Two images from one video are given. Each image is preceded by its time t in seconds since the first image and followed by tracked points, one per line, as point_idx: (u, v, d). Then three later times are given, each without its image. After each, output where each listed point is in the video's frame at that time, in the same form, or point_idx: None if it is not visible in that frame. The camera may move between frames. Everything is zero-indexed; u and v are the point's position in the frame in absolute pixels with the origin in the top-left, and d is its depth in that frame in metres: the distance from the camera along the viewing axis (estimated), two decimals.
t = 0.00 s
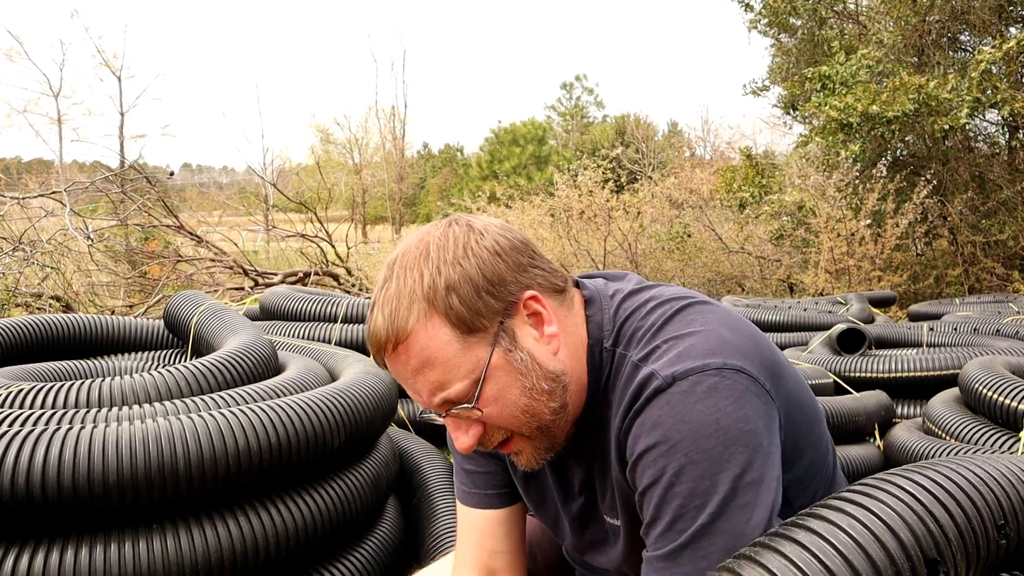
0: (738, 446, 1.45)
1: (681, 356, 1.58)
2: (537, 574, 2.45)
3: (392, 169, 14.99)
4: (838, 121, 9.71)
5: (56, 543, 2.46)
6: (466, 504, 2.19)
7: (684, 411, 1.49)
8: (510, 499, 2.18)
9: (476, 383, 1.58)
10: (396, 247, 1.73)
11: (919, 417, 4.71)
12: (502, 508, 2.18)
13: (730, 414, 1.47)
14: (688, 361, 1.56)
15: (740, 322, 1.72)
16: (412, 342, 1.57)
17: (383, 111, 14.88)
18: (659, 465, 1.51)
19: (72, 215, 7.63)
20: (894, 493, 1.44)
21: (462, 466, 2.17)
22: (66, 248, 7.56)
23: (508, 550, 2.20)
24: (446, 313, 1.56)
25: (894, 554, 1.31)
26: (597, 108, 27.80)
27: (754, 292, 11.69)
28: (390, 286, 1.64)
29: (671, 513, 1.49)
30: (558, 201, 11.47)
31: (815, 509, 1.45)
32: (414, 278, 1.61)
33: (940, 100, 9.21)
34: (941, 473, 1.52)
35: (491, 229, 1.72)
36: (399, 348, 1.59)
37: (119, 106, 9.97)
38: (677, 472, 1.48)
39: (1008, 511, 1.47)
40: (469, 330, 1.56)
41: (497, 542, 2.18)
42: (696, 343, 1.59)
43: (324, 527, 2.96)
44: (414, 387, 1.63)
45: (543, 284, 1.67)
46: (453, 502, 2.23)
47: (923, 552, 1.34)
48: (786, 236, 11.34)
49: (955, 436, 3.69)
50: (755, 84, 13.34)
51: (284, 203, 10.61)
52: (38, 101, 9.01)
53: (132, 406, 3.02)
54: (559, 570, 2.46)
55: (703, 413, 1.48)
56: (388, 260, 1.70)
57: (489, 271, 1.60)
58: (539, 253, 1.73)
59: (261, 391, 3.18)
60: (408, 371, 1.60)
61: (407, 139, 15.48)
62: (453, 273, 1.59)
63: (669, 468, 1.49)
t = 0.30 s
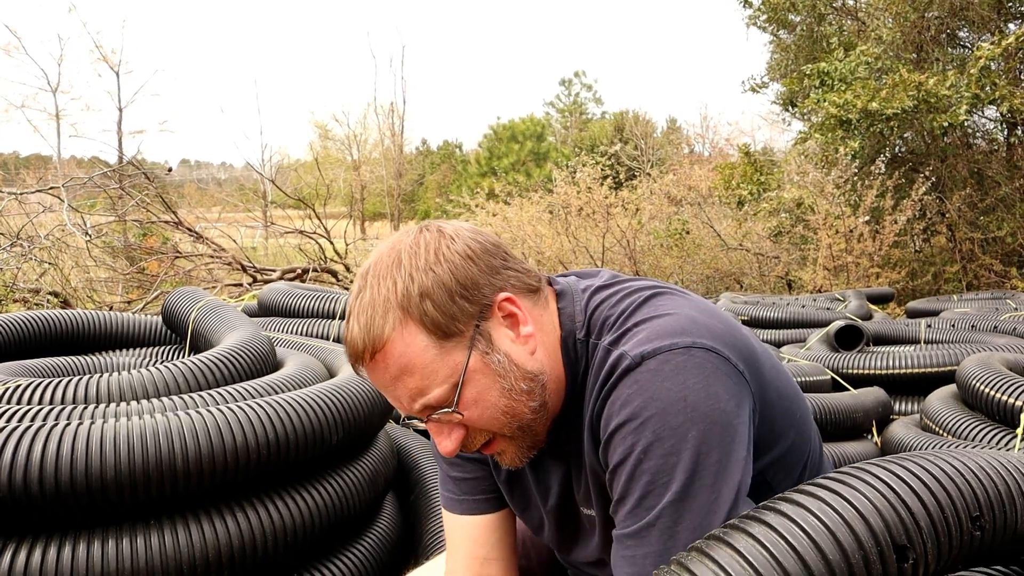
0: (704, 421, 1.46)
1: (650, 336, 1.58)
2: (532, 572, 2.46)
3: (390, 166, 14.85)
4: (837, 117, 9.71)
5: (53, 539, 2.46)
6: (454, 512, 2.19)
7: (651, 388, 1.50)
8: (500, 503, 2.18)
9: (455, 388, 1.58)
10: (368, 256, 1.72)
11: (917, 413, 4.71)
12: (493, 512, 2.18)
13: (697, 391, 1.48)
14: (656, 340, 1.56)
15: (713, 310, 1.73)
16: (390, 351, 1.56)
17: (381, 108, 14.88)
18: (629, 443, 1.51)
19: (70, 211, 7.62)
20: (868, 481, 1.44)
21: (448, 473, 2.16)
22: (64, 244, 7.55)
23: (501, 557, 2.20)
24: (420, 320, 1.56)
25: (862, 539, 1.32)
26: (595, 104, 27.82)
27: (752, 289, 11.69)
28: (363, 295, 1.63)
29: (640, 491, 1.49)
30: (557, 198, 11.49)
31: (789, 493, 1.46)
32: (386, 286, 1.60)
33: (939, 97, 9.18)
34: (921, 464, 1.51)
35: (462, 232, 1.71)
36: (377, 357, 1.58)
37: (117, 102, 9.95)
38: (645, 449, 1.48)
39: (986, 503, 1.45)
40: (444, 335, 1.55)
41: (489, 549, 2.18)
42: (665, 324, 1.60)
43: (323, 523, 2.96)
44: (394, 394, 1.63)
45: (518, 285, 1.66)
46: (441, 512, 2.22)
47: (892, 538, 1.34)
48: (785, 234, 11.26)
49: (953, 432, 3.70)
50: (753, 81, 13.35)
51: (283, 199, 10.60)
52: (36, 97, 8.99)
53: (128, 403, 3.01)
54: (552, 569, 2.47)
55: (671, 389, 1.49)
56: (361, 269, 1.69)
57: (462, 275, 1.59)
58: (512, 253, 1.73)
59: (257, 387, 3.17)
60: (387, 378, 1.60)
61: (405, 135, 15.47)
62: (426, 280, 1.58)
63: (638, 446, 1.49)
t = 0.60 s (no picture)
0: (701, 407, 1.45)
1: (645, 326, 1.59)
2: (531, 571, 2.46)
3: (389, 165, 14.87)
4: (835, 115, 9.72)
5: (53, 541, 2.46)
6: (450, 511, 2.18)
7: (648, 375, 1.50)
8: (497, 503, 2.18)
9: (462, 385, 1.58)
10: (366, 257, 1.71)
11: (916, 411, 4.72)
12: (490, 512, 2.18)
13: (694, 376, 1.48)
14: (652, 329, 1.57)
15: (707, 303, 1.74)
16: (395, 350, 1.56)
17: (380, 108, 14.86)
18: (628, 432, 1.51)
19: (68, 212, 7.62)
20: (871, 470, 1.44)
21: (444, 473, 2.16)
22: (63, 246, 7.55)
23: (498, 557, 2.20)
24: (425, 319, 1.55)
25: (867, 526, 1.33)
26: (594, 103, 27.84)
27: (751, 287, 11.70)
28: (365, 295, 1.62)
29: (639, 478, 1.48)
30: (556, 197, 11.51)
31: (792, 480, 1.46)
32: (389, 286, 1.59)
33: (937, 95, 9.19)
34: (924, 454, 1.51)
35: (460, 229, 1.71)
36: (381, 357, 1.58)
37: (116, 103, 9.94)
38: (643, 436, 1.48)
39: (989, 494, 1.46)
40: (450, 333, 1.55)
41: (486, 548, 2.18)
42: (659, 314, 1.61)
43: (323, 524, 2.96)
44: (399, 395, 1.62)
45: (518, 280, 1.67)
46: (438, 512, 2.21)
47: (897, 527, 1.35)
48: (783, 233, 11.30)
49: (952, 430, 3.70)
50: (751, 79, 13.36)
51: (282, 200, 10.61)
52: (34, 99, 8.99)
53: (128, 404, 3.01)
54: (551, 568, 2.48)
55: (669, 376, 1.49)
56: (361, 270, 1.68)
57: (464, 272, 1.59)
58: (509, 249, 1.73)
59: (256, 389, 3.17)
60: (393, 379, 1.59)
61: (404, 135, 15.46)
62: (429, 278, 1.58)
63: (637, 435, 1.49)
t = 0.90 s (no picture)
0: (707, 410, 1.46)
1: (652, 328, 1.60)
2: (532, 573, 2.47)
3: (389, 167, 14.91)
4: (835, 117, 9.73)
5: (55, 542, 2.46)
6: (453, 508, 2.18)
7: (655, 378, 1.51)
8: (499, 501, 2.18)
9: (471, 382, 1.58)
10: (374, 250, 1.70)
11: (917, 413, 4.71)
12: (492, 510, 2.18)
13: (700, 380, 1.48)
14: (658, 332, 1.58)
15: (712, 306, 1.75)
16: (404, 345, 1.55)
17: (380, 110, 14.86)
18: (632, 434, 1.51)
19: (69, 214, 7.62)
20: (875, 472, 1.44)
21: (447, 469, 2.16)
22: (64, 248, 7.55)
23: (500, 556, 2.20)
24: (436, 314, 1.55)
25: (872, 530, 1.32)
26: (594, 105, 27.88)
27: (752, 289, 11.71)
28: (374, 288, 1.61)
29: (643, 481, 1.49)
30: (556, 199, 11.54)
31: (797, 483, 1.46)
32: (399, 280, 1.59)
33: (937, 97, 9.19)
34: (927, 456, 1.51)
35: (470, 224, 1.71)
36: (390, 352, 1.57)
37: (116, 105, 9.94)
38: (648, 439, 1.48)
39: (992, 497, 1.46)
40: (460, 329, 1.55)
41: (488, 546, 2.18)
42: (666, 317, 1.62)
43: (323, 526, 2.96)
44: (406, 391, 1.62)
45: (528, 279, 1.68)
46: (439, 509, 2.21)
47: (902, 530, 1.34)
48: (784, 234, 11.17)
49: (953, 432, 3.70)
50: (751, 81, 13.36)
51: (282, 202, 10.61)
52: (35, 101, 8.99)
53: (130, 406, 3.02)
54: (552, 569, 2.48)
55: (674, 379, 1.49)
56: (369, 262, 1.67)
57: (475, 268, 1.60)
58: (519, 248, 1.74)
59: (259, 391, 3.18)
60: (400, 374, 1.59)
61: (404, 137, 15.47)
62: (439, 272, 1.57)
63: (641, 437, 1.49)
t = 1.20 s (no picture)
0: (706, 401, 1.45)
1: (653, 318, 1.61)
2: (535, 571, 2.47)
3: (393, 165, 14.97)
4: (840, 117, 9.71)
5: (58, 537, 2.46)
6: (458, 506, 2.18)
7: (655, 369, 1.51)
8: (505, 500, 2.18)
9: (480, 379, 1.58)
10: (383, 246, 1.70)
11: (920, 413, 4.71)
12: (498, 509, 2.18)
13: (699, 369, 1.48)
14: (658, 322, 1.58)
15: (714, 300, 1.75)
16: (413, 343, 1.55)
17: (384, 107, 14.86)
18: (631, 425, 1.51)
19: (73, 210, 7.63)
20: (881, 470, 1.44)
21: (453, 467, 2.16)
22: (68, 243, 7.56)
23: (504, 554, 2.19)
24: (445, 311, 1.54)
25: (878, 526, 1.32)
26: (598, 104, 27.89)
27: (755, 289, 11.70)
28: (383, 285, 1.61)
29: (643, 471, 1.49)
30: (561, 197, 11.57)
31: (801, 479, 1.46)
32: (408, 276, 1.58)
33: (942, 97, 9.16)
34: (933, 454, 1.51)
35: (480, 220, 1.71)
36: (398, 349, 1.56)
37: (121, 101, 9.95)
38: (647, 429, 1.48)
39: (999, 496, 1.45)
40: (469, 326, 1.54)
41: (492, 545, 2.18)
42: (667, 308, 1.62)
43: (325, 522, 2.96)
44: (415, 388, 1.61)
45: (537, 276, 1.68)
46: (444, 507, 2.21)
47: (907, 527, 1.34)
48: (788, 234, 11.16)
49: (956, 433, 3.69)
50: (757, 80, 13.34)
51: (286, 199, 10.62)
52: (39, 96, 8.99)
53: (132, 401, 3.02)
54: (556, 568, 2.48)
55: (674, 369, 1.49)
56: (379, 258, 1.67)
57: (485, 265, 1.59)
58: (528, 244, 1.74)
59: (263, 386, 3.18)
60: (409, 371, 1.58)
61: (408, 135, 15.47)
62: (449, 269, 1.57)
63: (640, 428, 1.49)
